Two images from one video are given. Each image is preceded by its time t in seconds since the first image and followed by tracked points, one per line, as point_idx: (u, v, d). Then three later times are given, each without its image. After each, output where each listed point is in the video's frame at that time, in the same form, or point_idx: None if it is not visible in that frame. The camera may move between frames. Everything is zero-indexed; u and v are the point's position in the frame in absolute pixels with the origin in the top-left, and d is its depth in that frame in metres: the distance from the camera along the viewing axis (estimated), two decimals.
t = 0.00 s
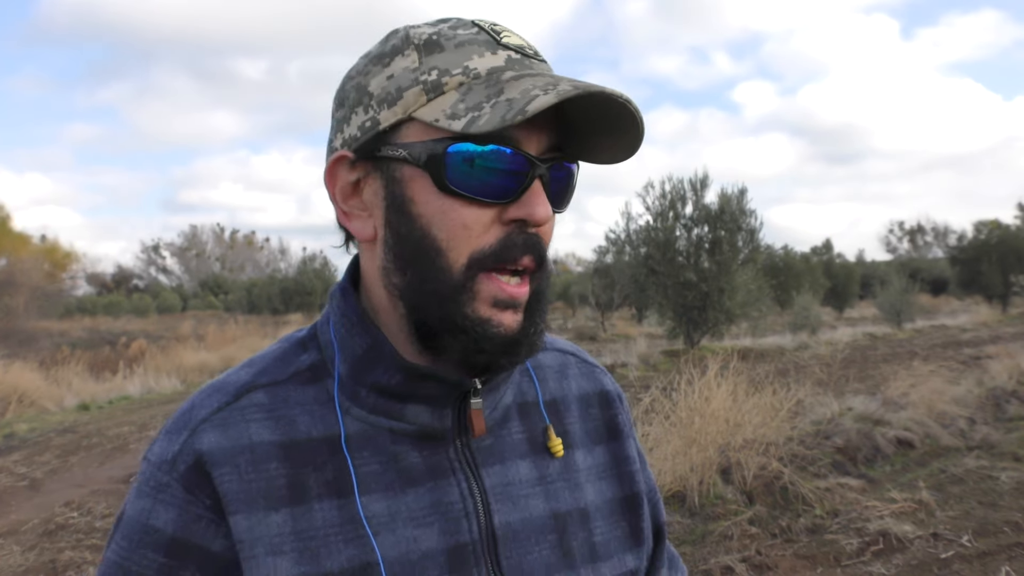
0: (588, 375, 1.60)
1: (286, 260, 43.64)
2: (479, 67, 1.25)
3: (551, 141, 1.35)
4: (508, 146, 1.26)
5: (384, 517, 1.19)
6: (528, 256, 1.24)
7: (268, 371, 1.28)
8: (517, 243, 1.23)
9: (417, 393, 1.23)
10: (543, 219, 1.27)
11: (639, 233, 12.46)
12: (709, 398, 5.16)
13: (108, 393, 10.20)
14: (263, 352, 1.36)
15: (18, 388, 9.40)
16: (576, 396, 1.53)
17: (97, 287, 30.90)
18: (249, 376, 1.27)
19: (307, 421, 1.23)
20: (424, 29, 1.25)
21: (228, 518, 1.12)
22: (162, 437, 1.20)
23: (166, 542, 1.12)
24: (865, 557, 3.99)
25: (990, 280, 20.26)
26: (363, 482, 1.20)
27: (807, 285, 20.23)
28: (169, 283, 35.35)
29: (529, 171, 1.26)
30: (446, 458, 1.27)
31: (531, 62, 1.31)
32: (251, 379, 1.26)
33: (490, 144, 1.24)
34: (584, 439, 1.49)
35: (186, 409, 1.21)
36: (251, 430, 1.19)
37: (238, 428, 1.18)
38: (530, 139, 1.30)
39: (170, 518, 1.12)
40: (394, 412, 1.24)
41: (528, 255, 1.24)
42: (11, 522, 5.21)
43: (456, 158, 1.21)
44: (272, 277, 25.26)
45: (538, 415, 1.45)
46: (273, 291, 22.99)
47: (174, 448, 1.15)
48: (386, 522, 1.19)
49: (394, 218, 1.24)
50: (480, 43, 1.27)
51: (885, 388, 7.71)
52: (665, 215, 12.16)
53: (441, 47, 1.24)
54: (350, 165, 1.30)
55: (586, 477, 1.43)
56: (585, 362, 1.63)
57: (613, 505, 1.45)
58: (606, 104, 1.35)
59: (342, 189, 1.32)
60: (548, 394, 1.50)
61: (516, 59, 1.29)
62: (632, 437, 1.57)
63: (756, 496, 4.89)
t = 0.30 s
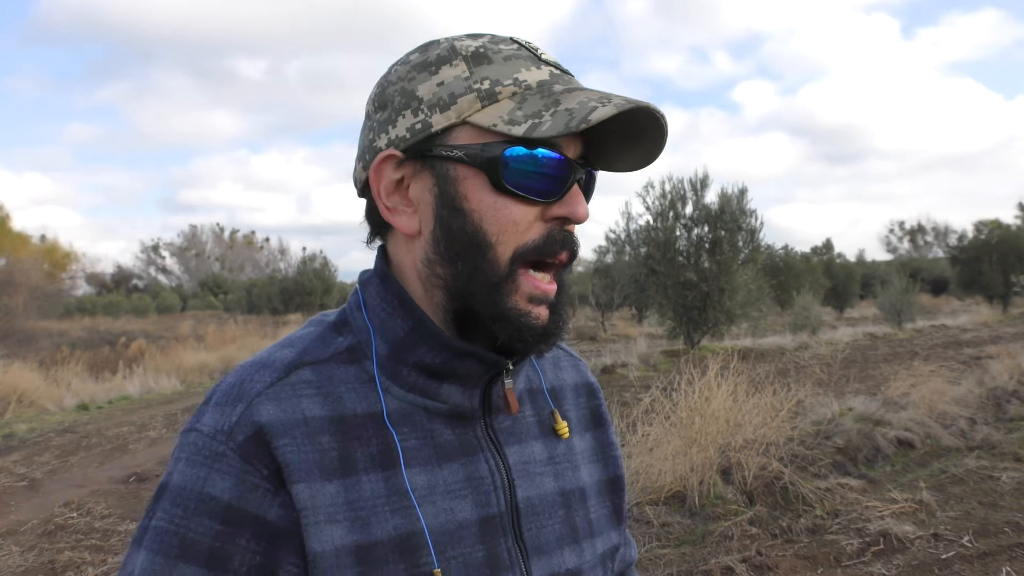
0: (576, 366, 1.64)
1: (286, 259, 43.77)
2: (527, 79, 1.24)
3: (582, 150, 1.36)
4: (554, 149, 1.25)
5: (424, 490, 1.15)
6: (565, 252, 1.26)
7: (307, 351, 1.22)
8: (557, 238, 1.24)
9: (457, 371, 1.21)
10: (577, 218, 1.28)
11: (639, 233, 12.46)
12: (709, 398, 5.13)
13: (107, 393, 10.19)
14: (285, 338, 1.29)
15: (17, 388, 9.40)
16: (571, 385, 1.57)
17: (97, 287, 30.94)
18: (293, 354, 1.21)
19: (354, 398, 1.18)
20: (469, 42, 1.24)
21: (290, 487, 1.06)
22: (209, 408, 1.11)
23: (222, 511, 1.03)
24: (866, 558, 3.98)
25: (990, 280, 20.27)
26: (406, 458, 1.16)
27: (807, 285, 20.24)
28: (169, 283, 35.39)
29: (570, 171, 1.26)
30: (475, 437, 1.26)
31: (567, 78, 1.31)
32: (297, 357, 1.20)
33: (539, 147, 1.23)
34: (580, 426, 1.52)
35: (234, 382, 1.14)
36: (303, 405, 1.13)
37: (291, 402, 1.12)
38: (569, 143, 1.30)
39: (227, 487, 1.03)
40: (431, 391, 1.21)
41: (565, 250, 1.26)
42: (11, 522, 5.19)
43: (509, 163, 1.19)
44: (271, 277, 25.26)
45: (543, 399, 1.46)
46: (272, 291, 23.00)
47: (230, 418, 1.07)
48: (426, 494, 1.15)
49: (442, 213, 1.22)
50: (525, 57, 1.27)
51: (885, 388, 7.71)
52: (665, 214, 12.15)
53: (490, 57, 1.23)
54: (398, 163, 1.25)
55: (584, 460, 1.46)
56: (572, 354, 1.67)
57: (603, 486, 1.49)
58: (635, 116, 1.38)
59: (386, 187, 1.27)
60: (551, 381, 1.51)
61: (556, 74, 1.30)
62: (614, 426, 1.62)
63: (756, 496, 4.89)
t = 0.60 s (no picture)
0: (574, 369, 1.64)
1: (286, 259, 43.78)
2: (524, 86, 1.23)
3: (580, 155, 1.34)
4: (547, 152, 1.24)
5: (439, 481, 1.14)
6: (557, 254, 1.24)
7: (325, 346, 1.21)
8: (549, 241, 1.22)
9: (469, 368, 1.20)
10: (572, 219, 1.25)
11: (639, 233, 12.46)
12: (709, 398, 5.13)
13: (107, 393, 10.19)
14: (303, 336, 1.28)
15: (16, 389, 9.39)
16: (570, 387, 1.57)
17: (97, 287, 30.93)
18: (312, 349, 1.19)
19: (371, 392, 1.17)
20: (474, 51, 1.24)
21: (312, 476, 1.04)
22: (231, 399, 1.09)
23: (244, 499, 1.00)
24: (867, 558, 3.97)
25: (991, 280, 20.24)
26: (422, 450, 1.16)
27: (808, 285, 20.24)
28: (169, 283, 35.41)
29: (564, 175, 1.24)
30: (485, 431, 1.25)
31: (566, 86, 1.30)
32: (314, 352, 1.18)
33: (532, 151, 1.21)
34: (579, 426, 1.53)
35: (256, 374, 1.12)
36: (323, 397, 1.12)
37: (312, 394, 1.11)
38: (564, 148, 1.29)
39: (249, 475, 1.01)
40: (444, 387, 1.20)
41: (557, 253, 1.24)
42: (10, 522, 5.18)
43: (502, 166, 1.17)
44: (271, 277, 25.26)
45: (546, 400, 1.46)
46: (271, 291, 23.01)
47: (253, 408, 1.06)
48: (440, 486, 1.14)
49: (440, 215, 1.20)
50: (525, 66, 1.27)
51: (886, 388, 7.69)
52: (665, 214, 12.16)
53: (489, 65, 1.23)
54: (400, 169, 1.25)
55: (584, 458, 1.47)
56: (569, 359, 1.68)
57: (602, 485, 1.49)
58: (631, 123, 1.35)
59: (389, 194, 1.27)
60: (551, 382, 1.52)
61: (555, 81, 1.29)
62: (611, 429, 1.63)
63: (756, 496, 4.88)
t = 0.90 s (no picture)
0: (599, 377, 1.61)
1: (286, 259, 43.81)
2: (448, 82, 1.20)
3: (524, 144, 1.27)
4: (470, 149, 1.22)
5: (420, 475, 1.14)
6: (485, 250, 1.18)
7: (326, 334, 1.25)
8: (469, 238, 1.17)
9: (459, 364, 1.20)
10: (497, 212, 1.19)
11: (640, 232, 12.46)
12: (709, 397, 5.13)
13: (107, 393, 10.19)
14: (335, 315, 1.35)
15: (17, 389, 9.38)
16: (591, 396, 1.54)
17: (97, 287, 30.92)
18: (309, 340, 1.22)
19: (360, 383, 1.18)
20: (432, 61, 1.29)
21: (287, 460, 1.05)
22: (228, 382, 1.12)
23: (225, 476, 1.02)
24: (867, 559, 3.96)
25: (992, 280, 20.23)
26: (406, 443, 1.16)
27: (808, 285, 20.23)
28: (169, 283, 35.43)
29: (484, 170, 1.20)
30: (478, 431, 1.24)
31: (496, 73, 1.22)
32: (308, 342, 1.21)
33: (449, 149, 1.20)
34: (594, 435, 1.49)
35: (252, 360, 1.15)
36: (310, 385, 1.13)
37: (300, 381, 1.13)
38: (491, 142, 1.24)
39: (232, 453, 1.02)
40: (436, 384, 1.20)
41: (484, 249, 1.18)
42: (10, 522, 5.18)
43: (424, 166, 1.19)
44: (271, 277, 25.27)
45: (557, 405, 1.44)
46: (271, 292, 23.01)
47: (241, 391, 1.08)
48: (421, 480, 1.14)
49: (397, 218, 1.28)
50: (460, 61, 1.24)
51: (886, 388, 7.68)
52: (665, 214, 12.18)
53: (430, 71, 1.25)
54: (384, 181, 1.37)
55: (594, 467, 1.43)
56: (595, 366, 1.65)
57: (615, 495, 1.46)
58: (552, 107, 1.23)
59: (380, 202, 1.38)
60: (566, 388, 1.49)
61: (485, 70, 1.22)
62: (635, 441, 1.58)
63: (757, 496, 4.88)
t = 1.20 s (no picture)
0: (610, 380, 1.55)
1: (286, 260, 43.81)
2: (446, 87, 1.23)
3: (521, 150, 1.28)
4: (465, 156, 1.24)
5: (401, 475, 1.14)
6: (479, 258, 1.19)
7: (324, 334, 1.26)
8: (464, 247, 1.18)
9: (445, 369, 1.19)
10: (491, 221, 1.20)
11: (640, 232, 12.48)
12: (709, 397, 5.14)
13: (106, 393, 10.19)
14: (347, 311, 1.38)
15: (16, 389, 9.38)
16: (598, 399, 1.48)
17: (96, 287, 30.91)
18: (304, 337, 1.24)
19: (347, 382, 1.18)
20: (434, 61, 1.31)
21: (267, 454, 1.06)
22: (224, 377, 1.16)
23: (211, 468, 1.04)
24: (867, 559, 3.96)
25: (992, 280, 20.22)
26: (389, 442, 1.16)
27: (808, 286, 20.22)
28: (169, 283, 35.44)
29: (478, 178, 1.22)
30: (466, 433, 1.23)
31: (494, 79, 1.25)
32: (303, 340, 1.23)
33: (445, 156, 1.22)
34: (598, 439, 1.44)
35: (246, 357, 1.18)
36: (298, 382, 1.14)
37: (288, 379, 1.14)
38: (487, 149, 1.25)
39: (219, 446, 1.05)
40: (424, 386, 1.19)
41: (478, 258, 1.19)
42: (10, 522, 5.18)
43: (422, 170, 1.20)
44: (271, 277, 25.27)
45: (557, 409, 1.41)
46: (272, 292, 23.02)
47: (232, 386, 1.10)
48: (402, 479, 1.14)
49: (395, 220, 1.30)
50: (460, 65, 1.26)
51: (886, 388, 7.69)
52: (665, 214, 12.21)
53: (432, 73, 1.27)
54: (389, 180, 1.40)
55: (595, 473, 1.38)
56: (609, 369, 1.59)
57: (619, 501, 1.40)
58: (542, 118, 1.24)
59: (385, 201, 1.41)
60: (569, 392, 1.45)
61: (483, 76, 1.24)
62: (647, 447, 1.50)
63: (757, 496, 4.87)
